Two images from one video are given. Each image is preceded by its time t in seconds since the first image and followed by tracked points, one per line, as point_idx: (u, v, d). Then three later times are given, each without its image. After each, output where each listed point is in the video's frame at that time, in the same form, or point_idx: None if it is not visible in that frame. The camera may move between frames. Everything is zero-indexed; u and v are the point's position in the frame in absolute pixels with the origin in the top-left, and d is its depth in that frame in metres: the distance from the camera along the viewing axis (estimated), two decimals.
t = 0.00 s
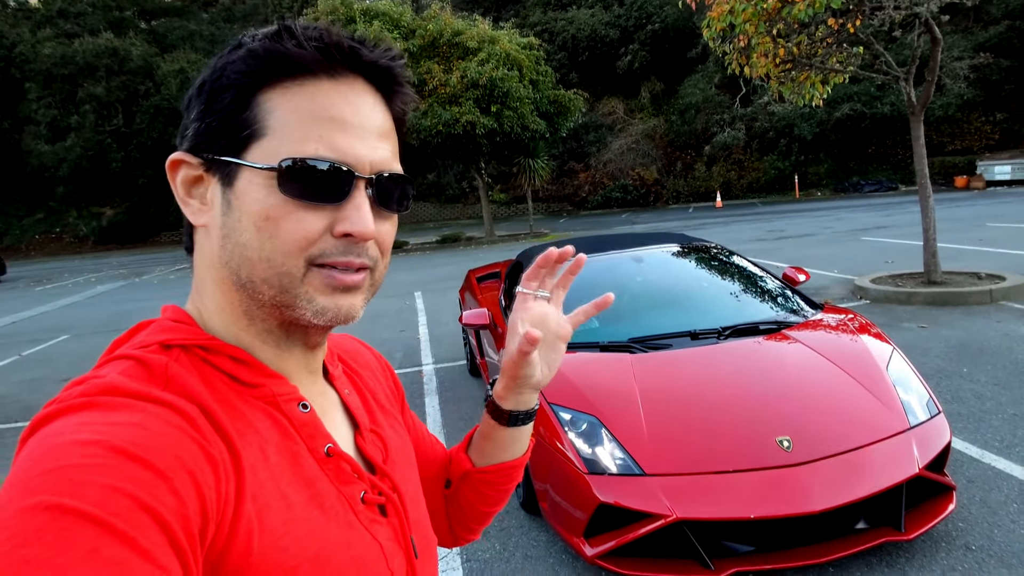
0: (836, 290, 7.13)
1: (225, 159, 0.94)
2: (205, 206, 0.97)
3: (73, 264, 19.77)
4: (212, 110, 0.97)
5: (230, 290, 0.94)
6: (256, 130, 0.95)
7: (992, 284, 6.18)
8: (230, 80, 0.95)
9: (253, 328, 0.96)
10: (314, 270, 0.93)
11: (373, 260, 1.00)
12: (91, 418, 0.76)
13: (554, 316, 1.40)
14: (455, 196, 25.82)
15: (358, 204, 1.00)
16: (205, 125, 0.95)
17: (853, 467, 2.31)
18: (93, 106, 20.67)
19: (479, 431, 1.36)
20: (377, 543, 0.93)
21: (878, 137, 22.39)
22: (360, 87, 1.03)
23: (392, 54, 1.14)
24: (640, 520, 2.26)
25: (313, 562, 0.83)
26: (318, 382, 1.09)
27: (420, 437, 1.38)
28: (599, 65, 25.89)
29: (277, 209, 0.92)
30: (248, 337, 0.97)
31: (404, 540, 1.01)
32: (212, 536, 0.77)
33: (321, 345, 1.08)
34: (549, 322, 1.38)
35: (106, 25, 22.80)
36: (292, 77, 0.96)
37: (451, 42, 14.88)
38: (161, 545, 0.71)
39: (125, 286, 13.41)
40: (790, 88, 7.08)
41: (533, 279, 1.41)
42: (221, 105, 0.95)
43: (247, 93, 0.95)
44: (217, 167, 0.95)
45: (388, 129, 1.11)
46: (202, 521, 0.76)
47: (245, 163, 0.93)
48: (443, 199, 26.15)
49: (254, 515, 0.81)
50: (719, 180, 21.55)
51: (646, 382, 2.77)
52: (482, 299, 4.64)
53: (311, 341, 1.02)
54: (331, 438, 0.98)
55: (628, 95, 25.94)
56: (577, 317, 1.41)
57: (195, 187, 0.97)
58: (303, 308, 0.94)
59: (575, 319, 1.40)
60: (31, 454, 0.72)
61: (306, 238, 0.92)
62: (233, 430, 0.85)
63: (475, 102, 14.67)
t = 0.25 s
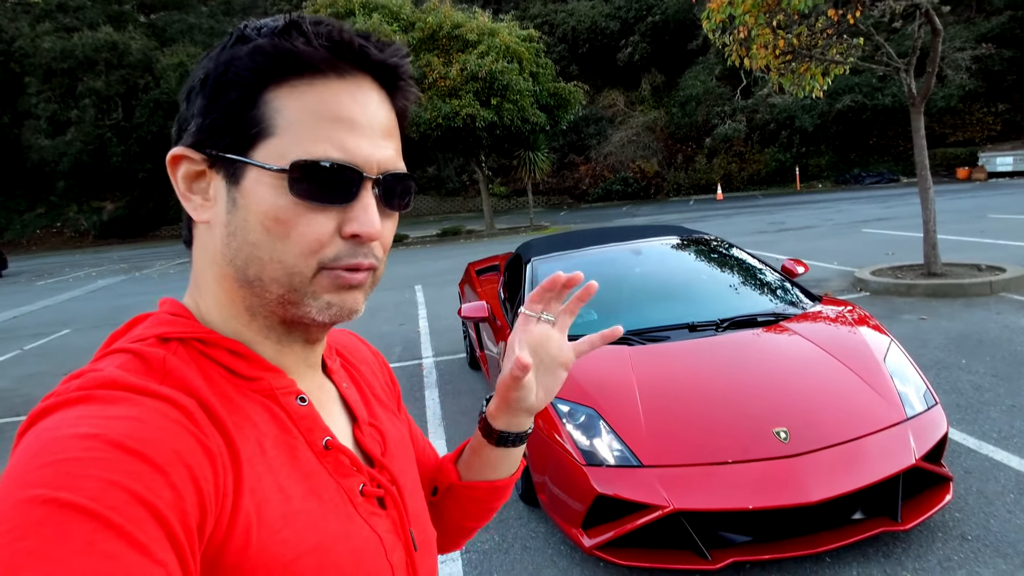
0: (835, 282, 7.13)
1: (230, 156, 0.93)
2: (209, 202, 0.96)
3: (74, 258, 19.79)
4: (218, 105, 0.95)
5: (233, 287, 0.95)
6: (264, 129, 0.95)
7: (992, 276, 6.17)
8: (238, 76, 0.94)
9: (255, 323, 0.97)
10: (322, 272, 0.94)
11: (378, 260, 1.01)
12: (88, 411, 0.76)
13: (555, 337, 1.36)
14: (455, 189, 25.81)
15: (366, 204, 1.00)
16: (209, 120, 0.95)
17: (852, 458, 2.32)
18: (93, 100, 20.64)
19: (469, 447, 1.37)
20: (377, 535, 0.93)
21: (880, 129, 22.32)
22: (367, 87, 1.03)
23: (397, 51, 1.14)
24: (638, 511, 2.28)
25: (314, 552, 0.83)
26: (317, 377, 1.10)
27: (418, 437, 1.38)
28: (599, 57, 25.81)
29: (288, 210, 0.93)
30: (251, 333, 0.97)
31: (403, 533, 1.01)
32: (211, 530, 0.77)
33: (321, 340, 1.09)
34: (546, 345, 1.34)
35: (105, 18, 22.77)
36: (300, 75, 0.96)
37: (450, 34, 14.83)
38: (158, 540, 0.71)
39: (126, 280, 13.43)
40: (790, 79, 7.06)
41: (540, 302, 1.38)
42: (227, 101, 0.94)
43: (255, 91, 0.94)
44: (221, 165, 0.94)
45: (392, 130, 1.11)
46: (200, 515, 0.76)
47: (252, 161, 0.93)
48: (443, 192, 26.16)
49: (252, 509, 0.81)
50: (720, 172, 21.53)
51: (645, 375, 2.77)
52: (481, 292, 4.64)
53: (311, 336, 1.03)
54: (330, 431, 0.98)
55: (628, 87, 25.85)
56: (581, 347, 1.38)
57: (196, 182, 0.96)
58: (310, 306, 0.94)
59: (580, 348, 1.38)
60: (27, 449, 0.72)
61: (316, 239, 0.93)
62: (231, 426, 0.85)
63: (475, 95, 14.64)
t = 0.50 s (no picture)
0: (835, 276, 7.14)
1: (208, 147, 0.96)
2: (190, 195, 0.99)
3: (76, 253, 19.86)
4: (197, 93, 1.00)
5: (217, 279, 0.96)
6: (239, 117, 0.97)
7: (992, 269, 6.18)
8: (218, 70, 0.97)
9: (243, 320, 0.98)
10: (298, 259, 0.93)
11: (361, 249, 1.01)
12: (81, 416, 0.77)
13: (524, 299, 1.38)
14: (457, 183, 25.83)
15: (340, 190, 1.01)
16: (191, 113, 0.98)
17: (847, 453, 2.33)
18: (94, 95, 20.62)
19: (461, 429, 1.38)
20: (371, 536, 0.95)
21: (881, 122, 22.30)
22: (345, 76, 1.05)
23: (379, 44, 1.15)
24: (634, 503, 2.29)
25: (310, 555, 0.85)
26: (310, 378, 1.11)
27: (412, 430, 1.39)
28: (600, 51, 25.74)
29: (261, 194, 0.94)
30: (239, 329, 0.99)
31: (399, 533, 1.02)
32: (206, 537, 0.78)
33: (311, 339, 1.10)
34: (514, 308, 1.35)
35: (105, 13, 22.74)
36: (275, 64, 0.98)
37: (451, 28, 14.80)
38: (151, 547, 0.72)
39: (128, 275, 13.47)
40: (790, 73, 7.05)
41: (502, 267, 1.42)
42: (207, 93, 0.98)
43: (231, 82, 0.97)
44: (202, 157, 0.97)
45: (374, 119, 1.12)
46: (195, 521, 0.77)
47: (228, 150, 0.95)
48: (444, 185, 26.18)
49: (247, 512, 0.82)
50: (721, 166, 21.55)
51: (641, 369, 2.79)
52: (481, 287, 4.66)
53: (301, 334, 1.04)
54: (324, 433, 0.99)
55: (629, 80, 25.79)
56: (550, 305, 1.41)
57: (182, 178, 0.99)
58: (289, 295, 0.94)
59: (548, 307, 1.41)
60: (20, 452, 0.73)
61: (291, 224, 0.94)
62: (226, 429, 0.86)
63: (476, 89, 14.63)
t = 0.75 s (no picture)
0: (834, 272, 7.16)
1: (213, 146, 0.98)
2: (190, 192, 1.02)
3: (78, 249, 19.90)
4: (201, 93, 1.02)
5: (208, 281, 0.98)
6: (245, 120, 1.00)
7: (990, 265, 6.20)
8: (230, 69, 1.00)
9: (231, 322, 1.00)
10: (288, 270, 0.96)
11: (350, 262, 1.04)
12: (70, 416, 0.79)
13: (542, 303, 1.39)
14: (458, 179, 25.83)
15: (340, 202, 1.04)
16: (199, 110, 1.01)
17: (838, 447, 2.36)
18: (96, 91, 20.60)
19: (467, 426, 1.40)
20: (363, 533, 0.97)
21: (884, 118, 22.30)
22: (357, 86, 1.08)
23: (394, 55, 1.19)
24: (630, 494, 2.32)
25: (301, 552, 0.87)
26: (301, 377, 1.14)
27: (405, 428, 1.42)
28: (602, 46, 25.69)
29: (258, 200, 0.96)
30: (229, 330, 1.01)
31: (390, 530, 1.06)
32: (196, 534, 0.80)
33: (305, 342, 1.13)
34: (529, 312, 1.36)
35: (106, 9, 22.73)
36: (286, 69, 1.01)
37: (452, 24, 14.78)
38: (143, 545, 0.73)
39: (130, 271, 13.51)
40: (791, 68, 7.05)
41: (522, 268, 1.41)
42: (217, 92, 1.00)
43: (241, 83, 1.00)
44: (205, 155, 0.99)
45: (382, 130, 1.16)
46: (185, 519, 0.78)
47: (232, 152, 0.98)
48: (446, 181, 26.19)
49: (237, 510, 0.84)
50: (723, 162, 21.51)
51: (637, 364, 2.82)
52: (481, 282, 4.68)
53: (290, 340, 1.07)
54: (314, 431, 1.01)
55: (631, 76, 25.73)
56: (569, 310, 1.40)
57: (183, 173, 1.02)
58: (272, 307, 0.97)
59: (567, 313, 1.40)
60: (9, 450, 0.74)
61: (284, 233, 0.96)
62: (216, 427, 0.88)
63: (477, 85, 14.62)
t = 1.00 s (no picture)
0: (835, 270, 7.17)
1: (217, 153, 1.02)
2: (193, 200, 1.05)
3: (83, 246, 19.99)
4: (206, 101, 1.05)
5: (214, 289, 1.00)
6: (248, 126, 1.03)
7: (991, 263, 6.21)
8: (233, 76, 1.03)
9: (233, 328, 1.01)
10: (294, 274, 0.98)
11: (357, 269, 1.05)
12: (69, 423, 0.78)
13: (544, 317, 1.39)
14: (461, 177, 25.84)
15: (344, 207, 1.07)
16: (203, 117, 1.04)
17: (834, 444, 2.38)
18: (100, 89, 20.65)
19: (467, 439, 1.40)
20: (365, 541, 0.97)
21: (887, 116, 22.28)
22: (359, 93, 1.11)
23: (398, 63, 1.23)
24: (629, 490, 2.35)
25: (301, 559, 0.87)
26: (303, 384, 1.15)
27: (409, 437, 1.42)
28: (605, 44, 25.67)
29: (262, 208, 0.98)
30: (231, 336, 1.02)
31: (393, 538, 1.06)
32: (196, 541, 0.79)
33: (306, 350, 1.14)
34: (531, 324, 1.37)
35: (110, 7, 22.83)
36: (289, 77, 1.04)
37: (455, 22, 14.82)
38: (141, 552, 0.73)
39: (134, 269, 13.57)
40: (792, 67, 7.07)
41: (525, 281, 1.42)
42: (220, 99, 1.03)
43: (245, 90, 1.03)
44: (209, 162, 1.03)
45: (385, 138, 1.18)
46: (185, 526, 0.78)
47: (235, 159, 1.01)
48: (449, 179, 26.22)
49: (237, 517, 0.84)
50: (726, 160, 21.47)
51: (637, 364, 2.83)
52: (482, 280, 4.72)
53: (294, 348, 1.08)
54: (316, 437, 1.02)
55: (634, 74, 25.72)
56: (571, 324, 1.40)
57: (187, 180, 1.05)
58: (281, 310, 0.98)
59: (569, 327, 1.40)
60: (10, 456, 0.74)
61: (288, 239, 0.98)
62: (217, 434, 0.88)
63: (480, 83, 14.64)
